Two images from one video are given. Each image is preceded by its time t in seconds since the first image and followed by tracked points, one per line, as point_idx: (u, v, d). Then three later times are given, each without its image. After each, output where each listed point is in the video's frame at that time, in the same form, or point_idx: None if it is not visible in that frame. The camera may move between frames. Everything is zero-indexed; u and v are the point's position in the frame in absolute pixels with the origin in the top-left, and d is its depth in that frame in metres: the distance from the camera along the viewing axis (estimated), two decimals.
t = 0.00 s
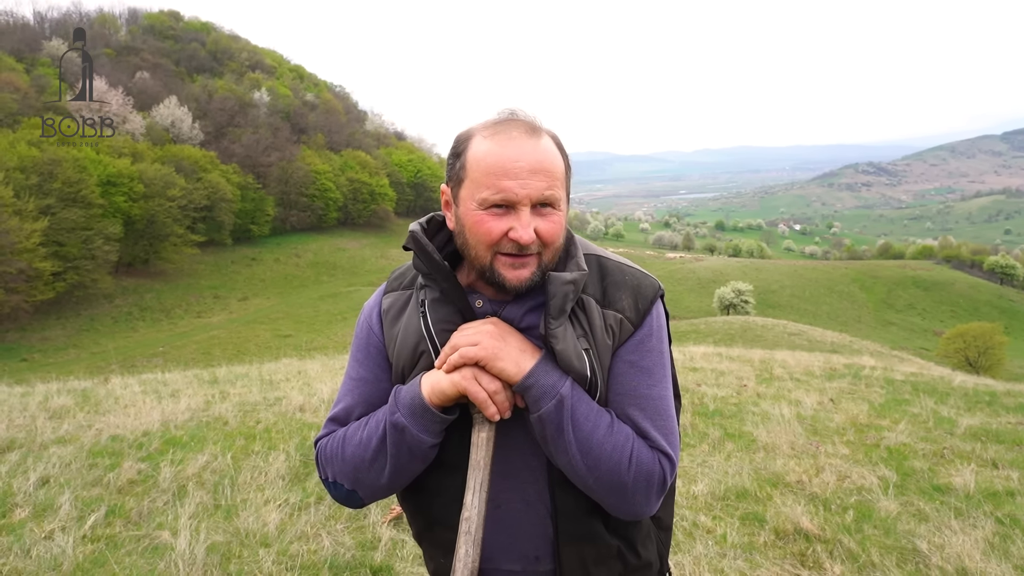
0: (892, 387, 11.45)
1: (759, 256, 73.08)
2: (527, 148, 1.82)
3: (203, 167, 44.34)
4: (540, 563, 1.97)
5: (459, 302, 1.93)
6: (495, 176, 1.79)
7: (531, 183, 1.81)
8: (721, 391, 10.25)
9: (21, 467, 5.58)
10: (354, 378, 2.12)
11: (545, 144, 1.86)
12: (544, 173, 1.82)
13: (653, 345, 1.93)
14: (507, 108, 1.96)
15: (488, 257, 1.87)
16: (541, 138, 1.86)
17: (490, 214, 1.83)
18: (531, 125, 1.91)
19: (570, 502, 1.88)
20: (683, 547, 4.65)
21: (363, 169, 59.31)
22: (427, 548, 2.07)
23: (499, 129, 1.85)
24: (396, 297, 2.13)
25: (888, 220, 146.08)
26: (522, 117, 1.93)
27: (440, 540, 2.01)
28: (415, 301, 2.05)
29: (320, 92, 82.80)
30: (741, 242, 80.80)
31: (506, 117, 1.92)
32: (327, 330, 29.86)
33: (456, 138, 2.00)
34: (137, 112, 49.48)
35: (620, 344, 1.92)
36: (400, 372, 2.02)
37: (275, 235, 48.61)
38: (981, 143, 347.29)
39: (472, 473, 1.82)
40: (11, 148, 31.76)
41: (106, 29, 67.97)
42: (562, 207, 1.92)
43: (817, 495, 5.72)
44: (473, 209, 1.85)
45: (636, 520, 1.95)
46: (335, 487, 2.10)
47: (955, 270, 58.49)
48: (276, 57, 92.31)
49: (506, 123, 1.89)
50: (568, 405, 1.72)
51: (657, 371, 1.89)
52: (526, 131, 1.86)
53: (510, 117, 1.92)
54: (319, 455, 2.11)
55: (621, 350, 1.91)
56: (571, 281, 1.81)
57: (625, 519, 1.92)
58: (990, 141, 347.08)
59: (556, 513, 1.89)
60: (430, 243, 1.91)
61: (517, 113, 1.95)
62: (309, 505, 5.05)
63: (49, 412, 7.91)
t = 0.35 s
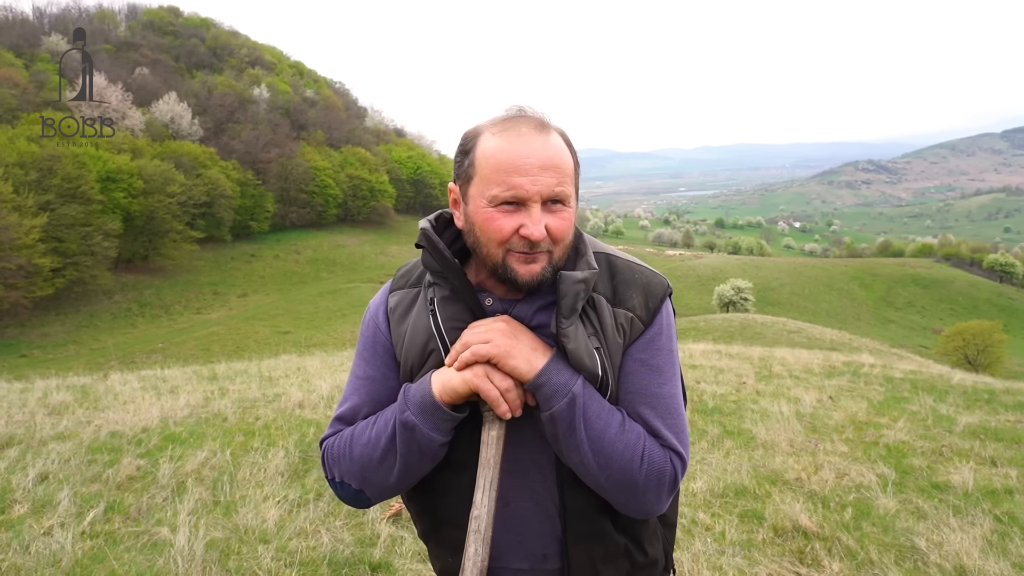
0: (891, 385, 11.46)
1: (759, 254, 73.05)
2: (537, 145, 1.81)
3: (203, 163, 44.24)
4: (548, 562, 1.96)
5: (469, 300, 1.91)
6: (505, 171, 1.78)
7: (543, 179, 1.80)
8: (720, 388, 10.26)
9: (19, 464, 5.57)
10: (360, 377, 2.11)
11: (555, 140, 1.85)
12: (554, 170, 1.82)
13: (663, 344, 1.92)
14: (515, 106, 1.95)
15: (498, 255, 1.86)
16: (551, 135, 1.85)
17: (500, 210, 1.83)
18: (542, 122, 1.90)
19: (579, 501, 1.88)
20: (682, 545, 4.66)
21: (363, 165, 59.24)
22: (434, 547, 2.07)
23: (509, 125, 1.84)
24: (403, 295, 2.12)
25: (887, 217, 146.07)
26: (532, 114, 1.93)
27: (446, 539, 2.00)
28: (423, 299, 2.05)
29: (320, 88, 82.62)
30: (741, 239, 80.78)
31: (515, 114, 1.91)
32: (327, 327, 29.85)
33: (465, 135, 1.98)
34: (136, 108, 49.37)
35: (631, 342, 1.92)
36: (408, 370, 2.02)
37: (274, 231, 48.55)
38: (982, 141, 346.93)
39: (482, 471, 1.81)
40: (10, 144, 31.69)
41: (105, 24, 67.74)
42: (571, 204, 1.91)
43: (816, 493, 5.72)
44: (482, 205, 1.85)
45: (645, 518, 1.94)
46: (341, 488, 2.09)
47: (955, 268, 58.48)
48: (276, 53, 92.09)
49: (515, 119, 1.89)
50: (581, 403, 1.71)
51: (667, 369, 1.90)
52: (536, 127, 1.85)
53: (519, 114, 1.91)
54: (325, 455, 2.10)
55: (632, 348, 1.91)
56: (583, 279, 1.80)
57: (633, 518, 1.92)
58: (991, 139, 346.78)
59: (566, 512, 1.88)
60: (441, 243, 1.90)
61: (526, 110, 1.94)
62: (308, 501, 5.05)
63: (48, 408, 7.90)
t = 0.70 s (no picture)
0: (888, 384, 11.50)
1: (756, 254, 73.21)
2: (547, 149, 1.81)
3: (201, 162, 44.15)
4: (550, 561, 1.97)
5: (473, 301, 1.92)
6: (515, 175, 1.79)
7: (551, 184, 1.80)
8: (717, 388, 10.29)
9: (16, 463, 5.56)
10: (362, 377, 2.11)
11: (564, 144, 1.85)
12: (563, 175, 1.82)
13: (667, 344, 1.93)
14: (524, 107, 1.94)
15: (504, 258, 1.86)
16: (560, 140, 1.85)
17: (508, 214, 1.82)
18: (550, 125, 1.89)
19: (582, 502, 1.88)
20: (678, 545, 4.67)
21: (360, 165, 59.22)
22: (435, 548, 2.06)
23: (519, 129, 1.83)
24: (405, 295, 2.10)
25: (884, 218, 146.43)
26: (541, 116, 1.92)
27: (448, 540, 2.00)
28: (427, 299, 2.04)
29: (318, 87, 82.56)
30: (738, 240, 80.94)
31: (524, 116, 1.91)
32: (324, 326, 29.82)
33: (474, 134, 1.96)
34: (134, 107, 49.26)
35: (635, 344, 1.92)
36: (411, 372, 2.02)
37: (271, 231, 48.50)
38: (978, 142, 348.05)
39: (486, 473, 1.80)
40: (7, 143, 31.59)
41: (102, 23, 67.61)
42: (577, 208, 1.91)
43: (813, 493, 5.74)
44: (489, 208, 1.84)
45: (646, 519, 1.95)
46: (343, 487, 2.10)
47: (951, 269, 58.69)
48: (274, 53, 91.95)
49: (524, 121, 1.88)
50: (585, 404, 1.72)
51: (670, 371, 1.91)
52: (546, 130, 1.84)
53: (529, 115, 1.91)
54: (328, 455, 2.10)
55: (635, 350, 1.92)
56: (588, 282, 1.81)
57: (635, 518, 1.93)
58: (987, 140, 348.10)
59: (570, 513, 1.88)
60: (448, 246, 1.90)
61: (536, 111, 1.94)
62: (306, 501, 5.04)
63: (45, 407, 7.89)
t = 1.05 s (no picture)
0: (885, 383, 11.54)
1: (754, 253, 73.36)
2: (565, 149, 1.81)
3: (198, 160, 44.02)
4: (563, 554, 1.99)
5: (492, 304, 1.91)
6: (534, 174, 1.78)
7: (569, 185, 1.81)
8: (714, 386, 10.32)
9: (13, 461, 5.56)
10: (377, 375, 2.08)
11: (580, 146, 1.86)
12: (580, 176, 1.83)
13: (674, 335, 1.96)
14: (540, 105, 1.94)
15: (520, 255, 1.87)
16: (575, 140, 1.86)
17: (524, 212, 1.83)
18: (567, 126, 1.90)
19: (604, 499, 1.89)
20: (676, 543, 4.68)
21: (358, 164, 59.15)
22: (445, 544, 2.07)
23: (539, 127, 1.83)
24: (423, 295, 2.07)
25: (882, 217, 146.74)
26: (557, 116, 1.92)
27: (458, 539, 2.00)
28: (447, 304, 2.02)
29: (316, 86, 82.38)
30: (736, 238, 81.15)
31: (542, 115, 1.91)
32: (322, 325, 29.80)
33: (490, 131, 1.96)
34: (130, 105, 49.12)
35: (644, 337, 1.94)
36: (427, 373, 2.01)
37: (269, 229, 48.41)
38: (976, 142, 348.75)
39: (503, 486, 1.81)
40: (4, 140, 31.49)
41: (99, 20, 67.38)
42: (590, 207, 1.92)
43: (810, 491, 5.75)
44: (507, 204, 1.84)
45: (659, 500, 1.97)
46: (357, 479, 2.11)
47: (949, 267, 58.87)
48: (271, 51, 91.74)
49: (542, 121, 1.88)
50: (604, 413, 1.75)
51: (680, 358, 1.95)
52: (564, 132, 1.85)
53: (546, 115, 1.91)
54: (342, 448, 2.10)
55: (645, 344, 1.94)
56: (601, 283, 1.85)
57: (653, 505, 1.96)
58: (984, 140, 348.98)
59: (592, 508, 1.89)
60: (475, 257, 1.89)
61: (553, 111, 1.94)
62: (303, 499, 5.05)
63: (42, 405, 7.88)
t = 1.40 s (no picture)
0: (883, 385, 11.54)
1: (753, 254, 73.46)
2: (572, 112, 1.99)
3: (197, 161, 43.99)
4: (552, 529, 1.95)
5: (504, 258, 1.92)
6: (544, 128, 1.93)
7: (574, 140, 1.95)
8: (713, 388, 10.31)
9: (11, 463, 5.55)
10: (389, 332, 2.08)
11: (587, 115, 2.04)
12: (587, 135, 1.98)
13: (669, 296, 1.98)
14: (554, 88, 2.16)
15: (528, 206, 1.98)
16: (583, 108, 2.04)
17: (534, 163, 1.95)
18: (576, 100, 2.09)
19: (601, 467, 1.87)
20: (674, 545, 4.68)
21: (357, 165, 59.16)
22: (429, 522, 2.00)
23: (552, 95, 2.02)
24: (440, 256, 2.15)
25: (881, 219, 146.98)
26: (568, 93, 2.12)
27: (442, 515, 1.94)
28: (457, 266, 2.09)
29: (315, 87, 82.43)
30: (735, 240, 81.27)
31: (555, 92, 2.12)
32: (320, 326, 29.76)
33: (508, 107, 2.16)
34: (129, 106, 49.12)
35: (638, 297, 1.97)
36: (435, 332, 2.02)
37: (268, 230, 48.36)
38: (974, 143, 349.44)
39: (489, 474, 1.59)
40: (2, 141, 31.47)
41: (98, 22, 67.37)
42: (594, 171, 2.04)
43: (808, 493, 5.75)
44: (518, 156, 1.97)
45: (657, 477, 1.93)
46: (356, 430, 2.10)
47: (947, 269, 58.94)
48: (270, 53, 91.79)
49: (554, 95, 2.08)
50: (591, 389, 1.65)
51: (674, 316, 1.94)
52: (573, 102, 2.03)
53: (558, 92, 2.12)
54: (354, 401, 2.10)
55: (640, 302, 1.95)
56: (582, 237, 1.93)
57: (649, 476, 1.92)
58: (983, 142, 349.78)
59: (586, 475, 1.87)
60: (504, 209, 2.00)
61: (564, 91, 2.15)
62: (301, 501, 5.04)
63: (40, 407, 7.87)
